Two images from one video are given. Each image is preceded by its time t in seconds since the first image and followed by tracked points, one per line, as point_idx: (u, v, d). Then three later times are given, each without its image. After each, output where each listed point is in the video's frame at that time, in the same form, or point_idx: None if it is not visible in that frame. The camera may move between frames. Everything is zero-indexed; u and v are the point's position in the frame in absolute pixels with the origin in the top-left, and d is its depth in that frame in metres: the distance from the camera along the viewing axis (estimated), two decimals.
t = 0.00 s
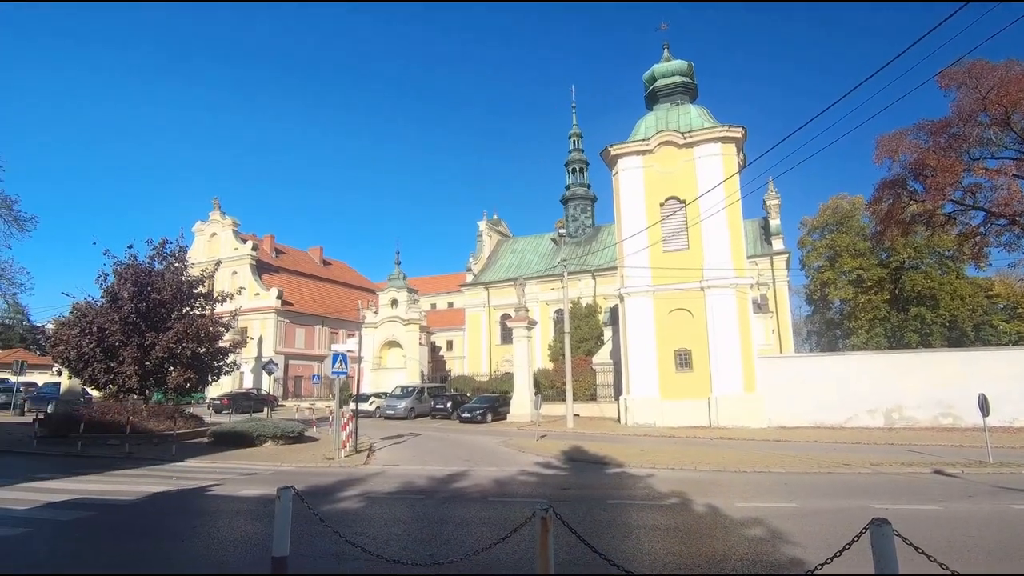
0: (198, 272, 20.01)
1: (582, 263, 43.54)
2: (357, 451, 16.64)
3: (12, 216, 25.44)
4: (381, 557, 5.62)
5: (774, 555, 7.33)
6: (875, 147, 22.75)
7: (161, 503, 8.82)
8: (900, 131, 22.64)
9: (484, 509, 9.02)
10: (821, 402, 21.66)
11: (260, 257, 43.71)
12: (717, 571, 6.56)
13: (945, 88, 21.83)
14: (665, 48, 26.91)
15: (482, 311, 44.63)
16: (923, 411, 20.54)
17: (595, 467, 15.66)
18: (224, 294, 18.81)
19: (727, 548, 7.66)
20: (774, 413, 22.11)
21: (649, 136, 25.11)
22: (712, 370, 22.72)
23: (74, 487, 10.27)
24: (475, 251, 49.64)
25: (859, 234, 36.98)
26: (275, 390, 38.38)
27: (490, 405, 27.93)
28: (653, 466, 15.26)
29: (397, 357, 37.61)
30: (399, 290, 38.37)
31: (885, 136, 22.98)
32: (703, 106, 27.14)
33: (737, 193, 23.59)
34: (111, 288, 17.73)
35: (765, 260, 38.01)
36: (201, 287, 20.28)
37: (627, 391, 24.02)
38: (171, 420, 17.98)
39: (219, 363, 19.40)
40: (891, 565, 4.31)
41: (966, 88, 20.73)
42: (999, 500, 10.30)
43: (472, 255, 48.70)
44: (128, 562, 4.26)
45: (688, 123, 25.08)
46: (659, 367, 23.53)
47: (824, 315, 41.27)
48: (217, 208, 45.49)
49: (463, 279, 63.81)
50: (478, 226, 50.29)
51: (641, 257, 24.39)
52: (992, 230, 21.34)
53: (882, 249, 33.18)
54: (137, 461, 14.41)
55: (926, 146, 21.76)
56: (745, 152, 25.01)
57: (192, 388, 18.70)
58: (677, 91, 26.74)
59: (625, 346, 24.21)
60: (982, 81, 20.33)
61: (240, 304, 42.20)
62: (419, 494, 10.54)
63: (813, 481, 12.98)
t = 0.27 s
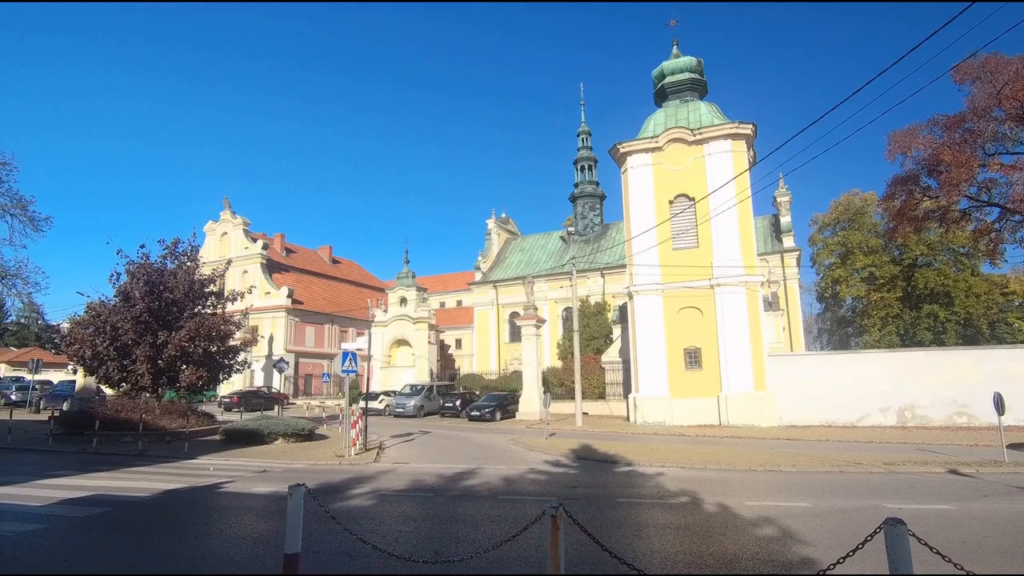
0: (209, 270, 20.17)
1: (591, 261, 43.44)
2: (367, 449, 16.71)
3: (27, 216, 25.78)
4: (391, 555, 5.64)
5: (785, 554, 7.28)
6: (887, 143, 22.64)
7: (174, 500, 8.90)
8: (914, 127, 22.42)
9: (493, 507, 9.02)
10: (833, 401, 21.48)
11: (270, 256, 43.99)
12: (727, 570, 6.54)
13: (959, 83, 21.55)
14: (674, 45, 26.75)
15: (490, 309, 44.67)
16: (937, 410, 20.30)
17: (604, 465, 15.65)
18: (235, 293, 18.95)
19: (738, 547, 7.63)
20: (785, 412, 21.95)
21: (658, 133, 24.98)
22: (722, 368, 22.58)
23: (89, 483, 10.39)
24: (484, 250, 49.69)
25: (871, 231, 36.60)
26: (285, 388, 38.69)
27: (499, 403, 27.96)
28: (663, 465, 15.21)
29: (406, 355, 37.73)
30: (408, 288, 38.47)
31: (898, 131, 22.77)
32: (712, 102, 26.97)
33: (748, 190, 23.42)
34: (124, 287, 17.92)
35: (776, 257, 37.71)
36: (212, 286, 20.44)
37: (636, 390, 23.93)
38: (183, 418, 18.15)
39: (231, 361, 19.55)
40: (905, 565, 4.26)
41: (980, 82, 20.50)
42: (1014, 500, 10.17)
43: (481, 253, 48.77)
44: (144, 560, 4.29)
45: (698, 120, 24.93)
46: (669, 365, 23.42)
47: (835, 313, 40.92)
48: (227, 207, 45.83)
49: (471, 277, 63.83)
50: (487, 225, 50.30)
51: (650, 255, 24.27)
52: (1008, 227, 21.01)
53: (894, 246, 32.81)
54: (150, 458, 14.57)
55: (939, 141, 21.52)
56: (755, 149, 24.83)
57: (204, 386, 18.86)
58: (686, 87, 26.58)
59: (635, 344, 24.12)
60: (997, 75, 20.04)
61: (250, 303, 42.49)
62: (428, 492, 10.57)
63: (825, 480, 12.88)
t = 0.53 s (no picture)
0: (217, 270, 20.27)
1: (596, 260, 43.37)
2: (373, 448, 16.74)
3: (36, 217, 25.99)
4: (399, 553, 5.65)
5: (793, 554, 7.24)
6: (896, 140, 22.53)
7: (182, 498, 8.96)
8: (923, 124, 22.24)
9: (499, 506, 9.03)
10: (840, 400, 21.35)
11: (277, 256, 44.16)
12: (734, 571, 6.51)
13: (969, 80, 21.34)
14: (679, 43, 26.66)
15: (496, 309, 44.67)
16: (946, 410, 20.14)
17: (610, 465, 15.63)
18: (242, 293, 19.05)
19: (745, 547, 7.60)
20: (792, 412, 21.83)
21: (664, 132, 24.89)
22: (729, 368, 22.49)
23: (99, 481, 10.48)
24: (489, 249, 49.72)
25: (879, 229, 36.34)
26: (292, 387, 38.87)
27: (505, 402, 27.97)
28: (669, 465, 15.17)
29: (412, 355, 37.81)
30: (414, 287, 38.54)
31: (906, 129, 22.60)
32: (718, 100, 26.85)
33: (755, 188, 23.29)
34: (132, 287, 18.04)
35: (783, 256, 37.51)
36: (219, 285, 20.53)
37: (642, 389, 23.87)
38: (191, 417, 18.27)
39: (238, 360, 19.66)
40: (915, 566, 4.23)
41: (989, 79, 20.27)
42: None
43: (486, 253, 48.83)
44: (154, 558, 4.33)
45: (704, 119, 24.83)
46: (675, 365, 23.35)
47: (843, 313, 40.67)
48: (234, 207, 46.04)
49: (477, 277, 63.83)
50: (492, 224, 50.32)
51: (657, 254, 24.19)
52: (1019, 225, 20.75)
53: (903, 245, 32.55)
54: (158, 457, 14.66)
55: (948, 138, 21.32)
56: (762, 147, 24.71)
57: (212, 386, 18.96)
58: (692, 86, 26.48)
59: (641, 343, 24.06)
60: (1007, 71, 19.81)
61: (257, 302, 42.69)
62: (435, 491, 10.59)
63: (833, 480, 12.81)
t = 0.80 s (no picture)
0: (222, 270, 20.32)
1: (600, 259, 43.31)
2: (378, 447, 16.76)
3: (42, 217, 26.13)
4: (403, 551, 5.66)
5: (799, 554, 7.22)
6: (902, 137, 22.39)
7: (188, 497, 9.00)
8: (929, 121, 22.12)
9: (504, 505, 9.02)
10: (846, 399, 21.26)
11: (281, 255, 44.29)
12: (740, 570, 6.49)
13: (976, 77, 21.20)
14: (684, 41, 26.57)
15: (500, 308, 44.66)
16: (953, 409, 20.03)
17: (615, 464, 15.61)
18: (247, 292, 19.10)
19: (750, 546, 7.57)
20: (797, 411, 21.76)
21: (669, 130, 24.82)
22: (734, 367, 22.42)
23: (106, 480, 10.54)
24: (493, 248, 49.73)
25: (885, 227, 36.17)
26: (297, 386, 39.01)
27: (509, 402, 27.96)
28: (674, 464, 15.13)
29: (417, 354, 37.87)
30: (418, 287, 38.59)
31: (913, 126, 22.49)
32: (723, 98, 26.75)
33: (759, 186, 23.20)
34: (138, 287, 18.11)
35: (787, 255, 37.37)
36: (224, 285, 20.58)
37: (647, 388, 23.82)
38: (196, 416, 18.33)
39: (243, 359, 19.72)
40: (922, 565, 4.20)
41: (996, 76, 20.13)
42: None
43: (490, 252, 48.86)
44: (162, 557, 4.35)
45: (709, 117, 24.75)
46: (680, 363, 23.29)
47: (848, 311, 40.54)
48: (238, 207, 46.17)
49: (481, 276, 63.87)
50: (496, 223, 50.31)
51: (661, 253, 24.14)
52: None
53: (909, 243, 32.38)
54: (164, 456, 14.72)
55: (955, 136, 21.19)
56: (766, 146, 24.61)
57: (217, 385, 19.02)
58: (697, 84, 26.38)
59: (645, 342, 24.02)
60: (1014, 68, 19.68)
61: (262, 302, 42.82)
62: (439, 490, 10.61)
63: (839, 479, 12.76)
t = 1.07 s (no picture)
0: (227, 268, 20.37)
1: (604, 256, 43.24)
2: (382, 445, 16.79)
3: (49, 215, 26.27)
4: (409, 549, 5.67)
5: (805, 552, 7.20)
6: (908, 133, 22.19)
7: (195, 494, 9.05)
8: (936, 117, 21.93)
9: (508, 503, 9.02)
10: (851, 397, 21.19)
11: (286, 253, 44.40)
12: (745, 568, 6.47)
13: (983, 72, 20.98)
14: (688, 38, 26.47)
15: (503, 305, 44.65)
16: (959, 407, 19.94)
17: (619, 462, 15.60)
18: (252, 291, 19.14)
19: (756, 544, 7.55)
20: (802, 408, 21.70)
21: (673, 128, 24.74)
22: (738, 364, 22.37)
23: (113, 477, 10.61)
24: (497, 246, 49.74)
25: (891, 224, 36.00)
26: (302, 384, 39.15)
27: (513, 399, 27.98)
28: (679, 462, 15.11)
29: (421, 352, 37.92)
30: (422, 285, 38.63)
31: (919, 122, 22.30)
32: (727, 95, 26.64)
33: (764, 183, 23.11)
34: (144, 285, 18.19)
35: (792, 252, 37.23)
36: (229, 283, 20.64)
37: (651, 385, 23.78)
38: (202, 414, 18.41)
39: (248, 357, 19.78)
40: (931, 564, 4.17)
41: (1004, 71, 19.86)
42: None
43: (494, 249, 48.88)
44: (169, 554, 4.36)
45: (713, 114, 24.66)
46: (684, 361, 23.24)
47: (854, 309, 40.43)
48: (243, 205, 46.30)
49: (485, 274, 63.88)
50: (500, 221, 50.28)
51: (665, 250, 24.08)
52: None
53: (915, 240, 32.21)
54: (170, 453, 14.80)
55: (962, 132, 21.01)
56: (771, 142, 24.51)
57: (223, 383, 19.09)
58: (701, 80, 26.28)
59: (649, 340, 23.98)
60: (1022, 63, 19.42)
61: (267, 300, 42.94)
62: (444, 487, 10.62)
63: (844, 477, 12.71)
